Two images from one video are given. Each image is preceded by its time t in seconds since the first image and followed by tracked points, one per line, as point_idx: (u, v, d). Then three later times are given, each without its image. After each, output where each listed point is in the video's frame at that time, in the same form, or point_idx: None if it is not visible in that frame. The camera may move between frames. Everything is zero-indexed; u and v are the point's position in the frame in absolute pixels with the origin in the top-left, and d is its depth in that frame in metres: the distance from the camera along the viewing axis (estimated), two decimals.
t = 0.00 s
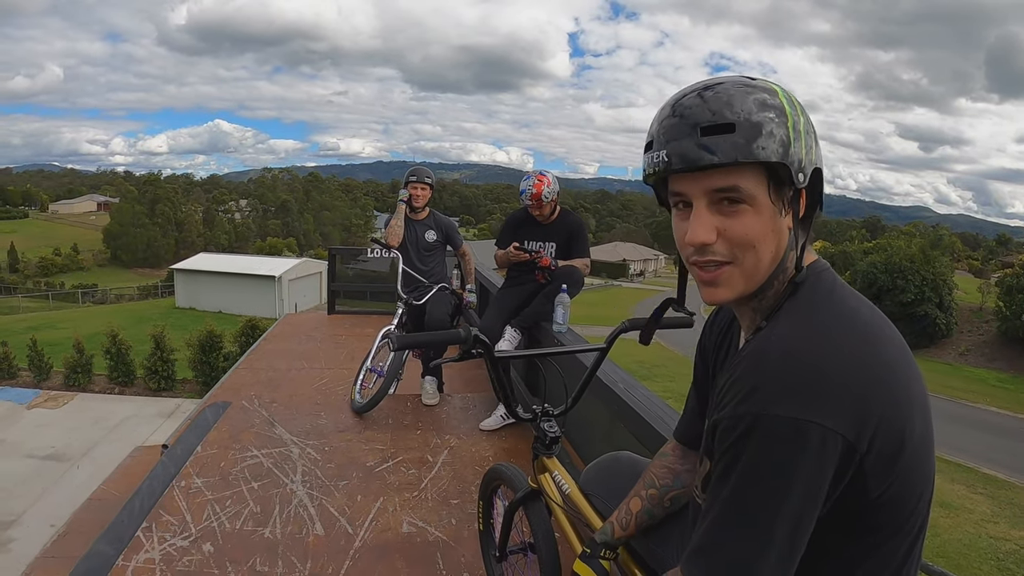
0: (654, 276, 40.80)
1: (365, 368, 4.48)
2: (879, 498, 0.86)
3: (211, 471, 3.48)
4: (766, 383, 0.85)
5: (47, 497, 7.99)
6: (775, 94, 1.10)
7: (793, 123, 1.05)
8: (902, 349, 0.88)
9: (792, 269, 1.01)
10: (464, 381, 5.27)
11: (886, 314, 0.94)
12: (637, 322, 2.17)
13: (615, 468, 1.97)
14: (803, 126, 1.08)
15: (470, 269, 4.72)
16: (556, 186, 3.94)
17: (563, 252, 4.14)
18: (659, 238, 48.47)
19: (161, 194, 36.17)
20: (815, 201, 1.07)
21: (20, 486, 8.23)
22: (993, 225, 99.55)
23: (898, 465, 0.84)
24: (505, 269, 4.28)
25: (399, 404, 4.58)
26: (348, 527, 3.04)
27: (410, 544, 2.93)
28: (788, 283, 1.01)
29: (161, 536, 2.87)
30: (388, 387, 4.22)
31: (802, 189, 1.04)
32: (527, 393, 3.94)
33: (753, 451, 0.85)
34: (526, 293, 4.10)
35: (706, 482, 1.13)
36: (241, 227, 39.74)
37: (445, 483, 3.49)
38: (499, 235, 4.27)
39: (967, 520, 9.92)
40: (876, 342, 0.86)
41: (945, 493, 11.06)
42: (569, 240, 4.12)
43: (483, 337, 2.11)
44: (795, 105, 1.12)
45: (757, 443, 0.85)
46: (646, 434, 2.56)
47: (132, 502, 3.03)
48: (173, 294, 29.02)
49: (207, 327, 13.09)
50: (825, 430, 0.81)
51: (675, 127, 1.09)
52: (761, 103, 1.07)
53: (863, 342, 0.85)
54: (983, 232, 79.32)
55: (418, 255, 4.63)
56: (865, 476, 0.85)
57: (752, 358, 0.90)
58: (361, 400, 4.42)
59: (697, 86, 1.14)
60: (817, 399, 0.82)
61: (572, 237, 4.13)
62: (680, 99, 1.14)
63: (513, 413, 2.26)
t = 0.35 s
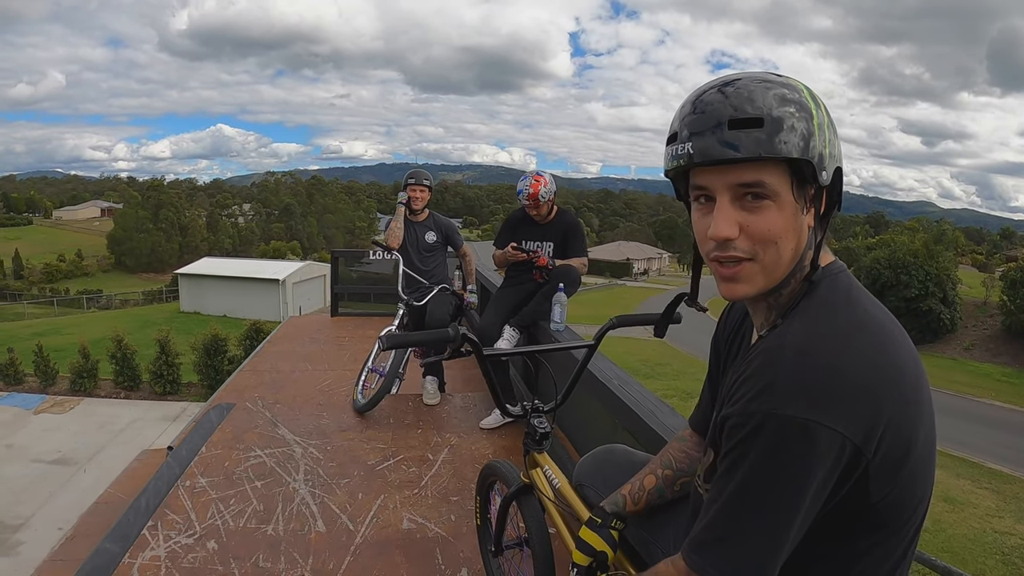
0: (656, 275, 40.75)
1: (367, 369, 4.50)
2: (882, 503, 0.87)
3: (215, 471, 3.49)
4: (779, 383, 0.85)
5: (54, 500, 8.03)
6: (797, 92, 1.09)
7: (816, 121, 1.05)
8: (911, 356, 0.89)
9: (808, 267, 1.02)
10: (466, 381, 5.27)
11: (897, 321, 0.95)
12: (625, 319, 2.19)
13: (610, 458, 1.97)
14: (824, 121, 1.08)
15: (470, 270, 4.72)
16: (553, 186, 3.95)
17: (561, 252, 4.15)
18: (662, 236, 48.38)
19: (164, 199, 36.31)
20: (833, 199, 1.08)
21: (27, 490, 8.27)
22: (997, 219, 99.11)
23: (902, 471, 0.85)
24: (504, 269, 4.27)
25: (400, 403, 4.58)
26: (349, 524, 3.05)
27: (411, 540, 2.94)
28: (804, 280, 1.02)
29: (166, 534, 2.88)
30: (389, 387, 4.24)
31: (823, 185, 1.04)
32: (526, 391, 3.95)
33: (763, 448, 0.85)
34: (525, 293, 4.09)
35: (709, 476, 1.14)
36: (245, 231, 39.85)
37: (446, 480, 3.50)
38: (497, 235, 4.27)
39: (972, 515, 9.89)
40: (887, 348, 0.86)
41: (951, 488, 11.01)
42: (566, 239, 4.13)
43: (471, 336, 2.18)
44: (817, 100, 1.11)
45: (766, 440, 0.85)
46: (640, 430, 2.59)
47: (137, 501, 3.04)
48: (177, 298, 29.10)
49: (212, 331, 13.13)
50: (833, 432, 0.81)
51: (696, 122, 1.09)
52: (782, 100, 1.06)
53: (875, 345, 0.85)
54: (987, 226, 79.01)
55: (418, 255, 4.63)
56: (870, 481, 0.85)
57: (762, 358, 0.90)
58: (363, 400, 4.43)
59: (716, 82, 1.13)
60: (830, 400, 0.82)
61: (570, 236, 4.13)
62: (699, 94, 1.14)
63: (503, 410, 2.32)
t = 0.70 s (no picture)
0: (651, 272, 40.81)
1: (361, 370, 4.50)
2: (878, 498, 0.88)
3: (211, 474, 3.48)
4: (776, 382, 0.85)
5: (51, 508, 8.00)
6: (765, 83, 1.05)
7: (778, 117, 1.01)
8: (905, 352, 0.90)
9: (786, 267, 1.02)
10: (460, 380, 5.27)
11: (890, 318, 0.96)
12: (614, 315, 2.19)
13: (599, 454, 1.98)
14: (803, 112, 1.04)
15: (462, 269, 4.72)
16: (543, 184, 3.95)
17: (552, 250, 4.17)
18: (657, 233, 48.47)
19: (157, 204, 36.20)
20: (812, 196, 1.03)
21: (24, 498, 8.23)
22: (990, 211, 99.45)
23: (898, 466, 0.86)
24: (496, 268, 4.28)
25: (394, 404, 4.58)
26: (344, 524, 3.05)
27: (406, 539, 2.94)
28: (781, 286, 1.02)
29: (163, 537, 2.87)
30: (383, 387, 4.23)
31: (783, 183, 1.01)
32: (520, 389, 3.95)
33: (761, 445, 0.85)
34: (517, 292, 4.08)
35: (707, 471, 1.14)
36: (239, 235, 39.73)
37: (441, 479, 3.50)
38: (489, 234, 4.27)
39: (969, 505, 9.95)
40: (884, 345, 0.87)
41: (947, 479, 11.07)
42: (557, 237, 4.15)
43: (458, 332, 2.17)
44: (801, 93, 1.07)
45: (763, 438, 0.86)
46: (632, 427, 2.59)
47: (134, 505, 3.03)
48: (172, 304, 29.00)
49: (207, 335, 13.09)
50: (831, 429, 0.82)
51: (658, 122, 1.12)
52: (740, 95, 1.04)
53: (867, 342, 0.86)
54: (980, 218, 79.45)
55: (410, 255, 4.64)
56: (865, 477, 0.86)
57: (757, 357, 0.90)
58: (357, 401, 4.43)
59: (695, 77, 1.13)
60: (827, 398, 0.82)
61: (561, 234, 4.15)
62: (674, 90, 1.15)
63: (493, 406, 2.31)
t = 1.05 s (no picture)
0: (651, 273, 40.81)
1: (363, 370, 4.49)
2: (850, 494, 0.87)
3: (214, 475, 3.48)
4: (737, 382, 0.86)
5: (51, 508, 8.00)
6: (713, 95, 1.13)
7: (720, 127, 1.08)
8: (875, 347, 0.90)
9: (755, 271, 1.06)
10: (462, 381, 5.27)
11: (863, 312, 0.97)
12: (622, 316, 2.18)
13: (610, 453, 1.93)
14: (780, 121, 1.09)
15: (463, 269, 4.72)
16: (546, 184, 3.95)
17: (555, 250, 4.18)
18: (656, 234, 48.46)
19: (157, 204, 36.16)
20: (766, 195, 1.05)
21: (24, 498, 8.22)
22: (990, 212, 99.47)
23: (868, 463, 0.86)
24: (499, 269, 4.28)
25: (397, 404, 4.58)
26: (349, 525, 3.05)
27: (411, 540, 2.94)
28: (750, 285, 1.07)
29: (166, 538, 2.87)
30: (386, 387, 4.23)
31: (732, 191, 1.06)
32: (523, 389, 3.95)
33: (724, 444, 0.86)
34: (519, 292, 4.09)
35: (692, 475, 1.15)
36: (239, 235, 39.72)
37: (444, 479, 3.50)
38: (491, 235, 4.27)
39: (969, 506, 9.95)
40: (848, 341, 0.88)
41: (947, 480, 11.08)
42: (559, 237, 4.16)
43: (468, 334, 2.19)
44: (758, 103, 1.10)
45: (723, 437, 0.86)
46: (638, 428, 2.59)
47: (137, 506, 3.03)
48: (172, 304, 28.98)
49: (207, 335, 13.08)
50: (791, 427, 0.82)
51: (636, 137, 1.26)
52: (685, 108, 1.15)
53: (829, 338, 0.88)
54: (980, 219, 79.57)
55: (411, 255, 4.64)
56: (831, 474, 0.86)
57: (720, 357, 0.92)
58: (360, 401, 4.43)
59: (675, 91, 1.22)
60: (786, 395, 0.83)
61: (563, 235, 4.16)
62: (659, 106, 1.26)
63: (501, 408, 2.33)
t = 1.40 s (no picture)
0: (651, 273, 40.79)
1: (364, 370, 4.50)
2: (826, 481, 0.87)
3: (214, 475, 3.49)
4: (709, 369, 0.87)
5: (52, 508, 7.99)
6: (694, 99, 1.16)
7: (697, 128, 1.10)
8: (852, 336, 0.90)
9: (738, 266, 1.08)
10: (462, 381, 5.27)
11: (845, 302, 0.97)
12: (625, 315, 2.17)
13: (615, 453, 1.92)
14: (773, 124, 1.09)
15: (464, 269, 4.72)
16: (547, 184, 3.94)
17: (556, 250, 4.18)
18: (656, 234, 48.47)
19: (157, 203, 36.15)
20: (746, 193, 1.06)
21: (24, 498, 8.21)
22: (989, 213, 99.64)
23: (843, 451, 0.86)
24: (499, 269, 4.27)
25: (397, 404, 4.58)
26: (349, 525, 3.05)
27: (412, 540, 2.94)
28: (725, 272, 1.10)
29: (167, 539, 2.87)
30: (386, 388, 4.23)
31: (718, 188, 1.08)
32: (523, 389, 3.94)
33: (696, 431, 0.88)
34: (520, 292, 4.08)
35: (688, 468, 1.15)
36: (238, 235, 39.73)
37: (445, 479, 3.50)
38: (492, 234, 4.27)
39: (969, 506, 9.95)
40: (823, 331, 0.88)
41: (947, 480, 11.09)
42: (561, 237, 4.16)
43: (470, 333, 2.18)
44: (744, 104, 1.10)
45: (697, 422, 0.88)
46: (640, 428, 2.59)
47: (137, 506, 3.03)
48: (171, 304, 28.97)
49: (207, 335, 13.08)
50: (759, 413, 0.83)
51: (635, 139, 1.29)
52: (668, 113, 1.17)
53: (802, 327, 0.88)
54: (979, 220, 79.68)
55: (411, 255, 4.64)
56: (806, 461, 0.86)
57: (697, 349, 0.93)
58: (360, 401, 4.43)
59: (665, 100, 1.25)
60: (753, 382, 0.84)
61: (564, 235, 4.16)
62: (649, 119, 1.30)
63: (502, 406, 2.33)
